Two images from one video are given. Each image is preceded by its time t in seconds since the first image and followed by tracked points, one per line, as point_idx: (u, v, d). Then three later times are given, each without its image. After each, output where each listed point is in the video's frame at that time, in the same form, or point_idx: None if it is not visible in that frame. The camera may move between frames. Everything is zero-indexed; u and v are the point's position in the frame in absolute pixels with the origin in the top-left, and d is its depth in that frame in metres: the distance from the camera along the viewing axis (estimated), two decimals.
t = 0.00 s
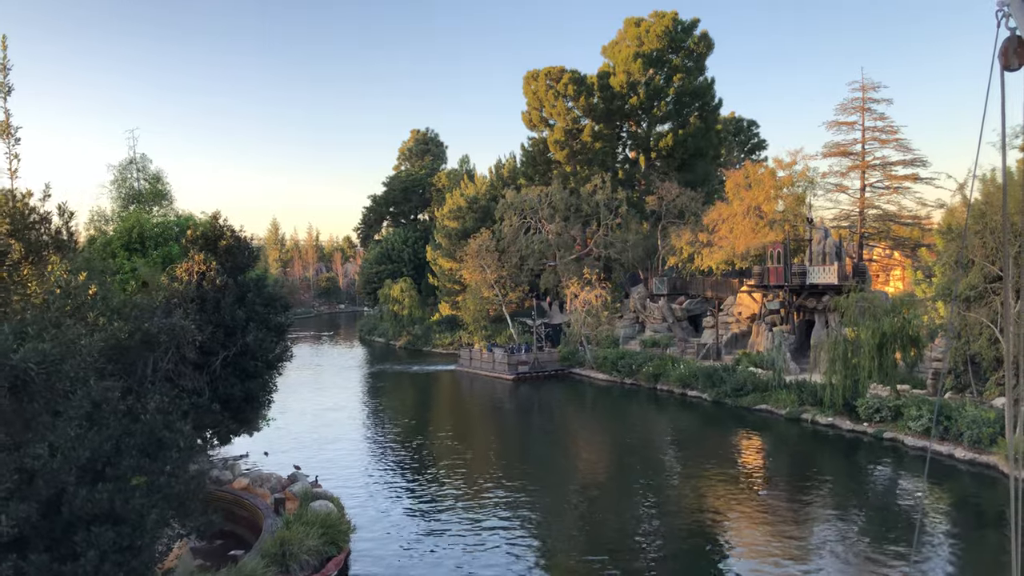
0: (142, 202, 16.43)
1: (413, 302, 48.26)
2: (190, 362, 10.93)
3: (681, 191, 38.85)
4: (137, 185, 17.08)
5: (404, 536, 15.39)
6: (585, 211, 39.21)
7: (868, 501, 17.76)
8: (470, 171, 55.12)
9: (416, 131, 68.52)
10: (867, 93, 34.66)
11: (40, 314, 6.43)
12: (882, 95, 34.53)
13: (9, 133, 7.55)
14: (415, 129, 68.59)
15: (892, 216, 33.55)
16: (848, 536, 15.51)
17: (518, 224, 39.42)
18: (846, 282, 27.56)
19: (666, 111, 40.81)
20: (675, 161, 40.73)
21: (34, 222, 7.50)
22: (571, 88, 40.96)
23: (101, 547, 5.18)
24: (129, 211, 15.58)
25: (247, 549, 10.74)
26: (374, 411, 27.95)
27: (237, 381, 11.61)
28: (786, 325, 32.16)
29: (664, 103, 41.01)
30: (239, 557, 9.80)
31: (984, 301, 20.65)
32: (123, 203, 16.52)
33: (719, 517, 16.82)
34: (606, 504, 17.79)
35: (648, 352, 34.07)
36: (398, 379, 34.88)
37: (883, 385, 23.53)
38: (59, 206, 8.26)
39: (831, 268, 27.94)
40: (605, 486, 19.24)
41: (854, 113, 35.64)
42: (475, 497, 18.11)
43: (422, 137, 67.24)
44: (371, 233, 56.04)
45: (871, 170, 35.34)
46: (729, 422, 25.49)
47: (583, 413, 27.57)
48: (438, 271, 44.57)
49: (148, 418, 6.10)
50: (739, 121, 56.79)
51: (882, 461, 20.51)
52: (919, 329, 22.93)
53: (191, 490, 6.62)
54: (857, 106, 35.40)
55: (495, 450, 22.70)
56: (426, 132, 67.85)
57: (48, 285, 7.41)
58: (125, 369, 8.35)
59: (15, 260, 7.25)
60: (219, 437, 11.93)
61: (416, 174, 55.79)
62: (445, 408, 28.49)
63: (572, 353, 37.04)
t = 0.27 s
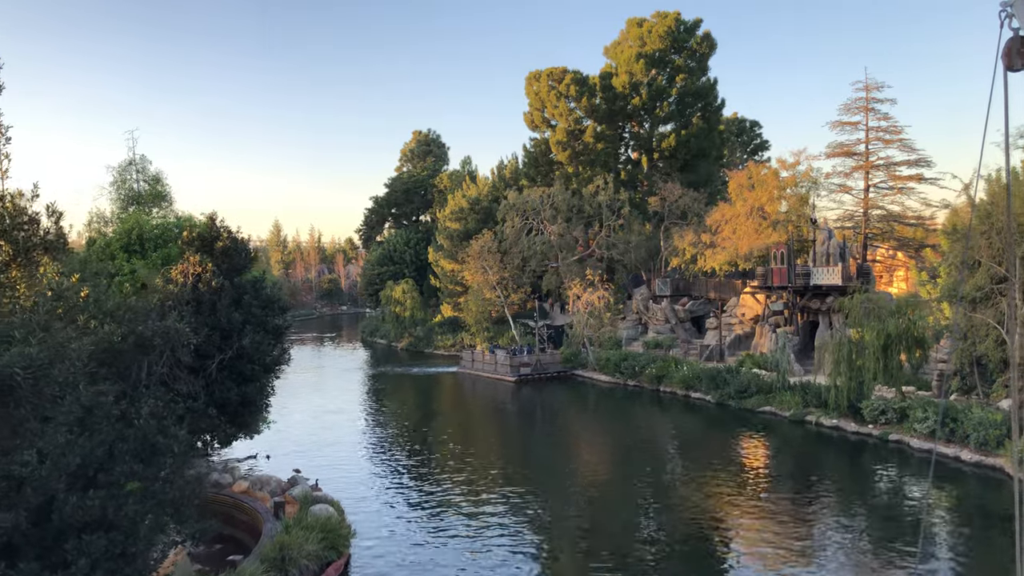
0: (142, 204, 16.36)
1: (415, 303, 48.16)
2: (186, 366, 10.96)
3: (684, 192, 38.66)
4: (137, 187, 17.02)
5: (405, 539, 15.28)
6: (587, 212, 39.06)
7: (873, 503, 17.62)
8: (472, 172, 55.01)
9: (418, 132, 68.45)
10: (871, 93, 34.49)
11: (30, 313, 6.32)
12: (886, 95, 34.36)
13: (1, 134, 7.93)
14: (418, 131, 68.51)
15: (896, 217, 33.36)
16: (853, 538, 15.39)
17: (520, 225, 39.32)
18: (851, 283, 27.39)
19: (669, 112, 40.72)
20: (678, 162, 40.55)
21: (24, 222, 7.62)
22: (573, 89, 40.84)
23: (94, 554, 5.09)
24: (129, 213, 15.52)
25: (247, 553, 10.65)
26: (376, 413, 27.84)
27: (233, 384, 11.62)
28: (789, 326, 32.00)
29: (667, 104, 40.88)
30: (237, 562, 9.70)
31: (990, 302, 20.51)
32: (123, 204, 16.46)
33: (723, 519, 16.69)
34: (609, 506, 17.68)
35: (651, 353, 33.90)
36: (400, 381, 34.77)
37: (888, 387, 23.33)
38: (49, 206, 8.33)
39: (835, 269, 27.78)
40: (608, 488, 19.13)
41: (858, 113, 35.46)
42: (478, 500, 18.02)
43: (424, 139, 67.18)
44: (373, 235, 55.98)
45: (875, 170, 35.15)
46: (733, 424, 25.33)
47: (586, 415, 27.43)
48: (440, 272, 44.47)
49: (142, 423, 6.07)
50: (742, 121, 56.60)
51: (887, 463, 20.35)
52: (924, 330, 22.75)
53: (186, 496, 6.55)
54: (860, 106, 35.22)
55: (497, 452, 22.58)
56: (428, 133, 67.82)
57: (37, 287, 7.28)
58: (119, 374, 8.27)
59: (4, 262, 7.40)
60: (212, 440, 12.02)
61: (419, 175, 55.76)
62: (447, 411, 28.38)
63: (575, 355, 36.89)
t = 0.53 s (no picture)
0: (142, 205, 16.29)
1: (417, 304, 48.02)
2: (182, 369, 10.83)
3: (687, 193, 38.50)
4: (137, 187, 16.95)
5: (406, 542, 15.13)
6: (590, 212, 38.89)
7: (879, 505, 17.46)
8: (474, 173, 54.91)
9: (420, 133, 68.39)
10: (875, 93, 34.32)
11: (18, 316, 6.32)
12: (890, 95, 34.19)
13: None
14: (419, 132, 68.46)
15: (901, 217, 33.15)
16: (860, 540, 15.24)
17: (522, 226, 39.21)
18: (855, 284, 27.23)
19: (671, 112, 40.67)
20: (681, 162, 40.40)
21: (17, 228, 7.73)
22: (576, 90, 40.73)
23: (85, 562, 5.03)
24: (128, 214, 15.44)
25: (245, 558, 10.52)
26: (377, 415, 27.71)
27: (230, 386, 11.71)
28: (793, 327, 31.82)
29: (669, 104, 40.77)
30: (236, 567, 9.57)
31: (996, 303, 20.37)
32: (123, 205, 16.38)
33: (728, 521, 16.54)
34: (613, 508, 17.56)
35: (653, 354, 33.70)
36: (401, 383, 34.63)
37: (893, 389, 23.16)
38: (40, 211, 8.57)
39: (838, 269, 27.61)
40: (612, 490, 18.99)
41: (861, 113, 35.31)
42: (480, 502, 17.89)
43: (426, 140, 67.15)
44: (375, 236, 55.89)
45: (879, 170, 34.98)
46: (737, 425, 25.15)
47: (589, 417, 27.28)
48: (442, 273, 44.37)
49: (135, 429, 6.03)
50: (744, 122, 56.41)
51: (893, 466, 20.16)
52: (929, 331, 22.58)
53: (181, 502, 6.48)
54: (864, 106, 35.06)
55: (500, 454, 22.44)
56: (430, 134, 67.81)
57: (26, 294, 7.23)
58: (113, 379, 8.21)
59: None
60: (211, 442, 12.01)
61: (420, 176, 55.73)
62: (449, 412, 28.24)
63: (577, 356, 36.71)
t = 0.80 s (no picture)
0: (140, 205, 16.19)
1: (418, 305, 47.87)
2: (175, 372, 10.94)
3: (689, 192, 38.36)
4: (135, 187, 16.85)
5: (406, 543, 15.01)
6: (591, 212, 38.74)
7: (882, 506, 17.36)
8: (475, 173, 54.76)
9: (421, 133, 68.25)
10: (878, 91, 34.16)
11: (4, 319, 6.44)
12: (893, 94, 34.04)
13: None
14: (420, 131, 68.31)
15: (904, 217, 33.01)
16: (863, 541, 15.15)
17: (524, 226, 39.10)
18: (858, 284, 27.08)
19: (673, 111, 40.50)
20: (683, 162, 40.25)
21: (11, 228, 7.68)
22: (577, 89, 40.58)
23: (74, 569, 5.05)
24: (127, 214, 15.34)
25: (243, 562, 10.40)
26: (378, 416, 27.61)
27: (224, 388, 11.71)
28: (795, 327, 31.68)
29: (671, 103, 40.64)
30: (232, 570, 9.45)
31: (1002, 303, 20.21)
32: (121, 205, 16.29)
33: (730, 522, 16.45)
34: (615, 508, 17.48)
35: (655, 355, 33.53)
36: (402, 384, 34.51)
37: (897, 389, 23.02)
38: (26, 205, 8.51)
39: (841, 269, 27.48)
40: (614, 490, 18.91)
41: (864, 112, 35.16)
42: (481, 502, 17.79)
43: (427, 140, 67.00)
44: (376, 236, 55.76)
45: (882, 169, 34.81)
46: (740, 426, 25.02)
47: (591, 418, 27.17)
48: (444, 273, 44.26)
49: (126, 433, 6.03)
50: (747, 121, 56.17)
51: (897, 467, 20.02)
52: (933, 332, 22.43)
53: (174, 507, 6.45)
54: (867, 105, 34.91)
55: (502, 454, 22.36)
56: (431, 134, 67.69)
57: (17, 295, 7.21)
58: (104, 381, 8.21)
59: None
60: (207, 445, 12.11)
61: (421, 176, 55.64)
62: (451, 413, 28.14)
63: (579, 356, 36.56)
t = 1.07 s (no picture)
0: (141, 205, 16.11)
1: (421, 305, 47.74)
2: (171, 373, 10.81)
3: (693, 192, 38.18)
4: (136, 187, 16.78)
5: (408, 544, 14.92)
6: (595, 212, 38.57)
7: (886, 507, 17.28)
8: (479, 173, 54.62)
9: (424, 133, 68.13)
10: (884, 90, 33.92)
11: None
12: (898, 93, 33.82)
13: None
14: (424, 132, 68.21)
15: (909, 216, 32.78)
16: (865, 542, 15.10)
17: (527, 226, 38.99)
18: (864, 284, 26.88)
19: (677, 111, 40.35)
20: (687, 161, 40.06)
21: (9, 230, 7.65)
22: (581, 88, 40.41)
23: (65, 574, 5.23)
24: (127, 214, 15.28)
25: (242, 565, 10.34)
26: (381, 416, 27.54)
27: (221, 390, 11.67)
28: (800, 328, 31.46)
29: (675, 103, 40.47)
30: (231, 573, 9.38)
31: (1010, 303, 20.02)
32: (122, 205, 16.23)
33: (733, 522, 16.42)
34: (616, 508, 17.47)
35: (659, 356, 33.33)
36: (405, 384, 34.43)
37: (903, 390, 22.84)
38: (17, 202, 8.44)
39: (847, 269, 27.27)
40: (616, 490, 18.87)
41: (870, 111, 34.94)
42: (483, 503, 17.74)
43: (430, 140, 66.88)
44: (379, 236, 55.67)
45: (888, 169, 34.58)
46: (745, 427, 24.89)
47: (594, 419, 27.09)
48: (447, 273, 44.14)
49: (119, 436, 6.18)
50: (751, 121, 55.90)
51: (902, 468, 19.89)
52: (940, 333, 22.22)
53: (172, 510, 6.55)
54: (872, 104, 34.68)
55: (504, 454, 22.32)
56: (434, 134, 67.60)
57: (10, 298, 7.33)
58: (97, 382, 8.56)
59: None
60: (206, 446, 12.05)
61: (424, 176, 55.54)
62: (454, 414, 28.09)
63: (582, 357, 36.44)
